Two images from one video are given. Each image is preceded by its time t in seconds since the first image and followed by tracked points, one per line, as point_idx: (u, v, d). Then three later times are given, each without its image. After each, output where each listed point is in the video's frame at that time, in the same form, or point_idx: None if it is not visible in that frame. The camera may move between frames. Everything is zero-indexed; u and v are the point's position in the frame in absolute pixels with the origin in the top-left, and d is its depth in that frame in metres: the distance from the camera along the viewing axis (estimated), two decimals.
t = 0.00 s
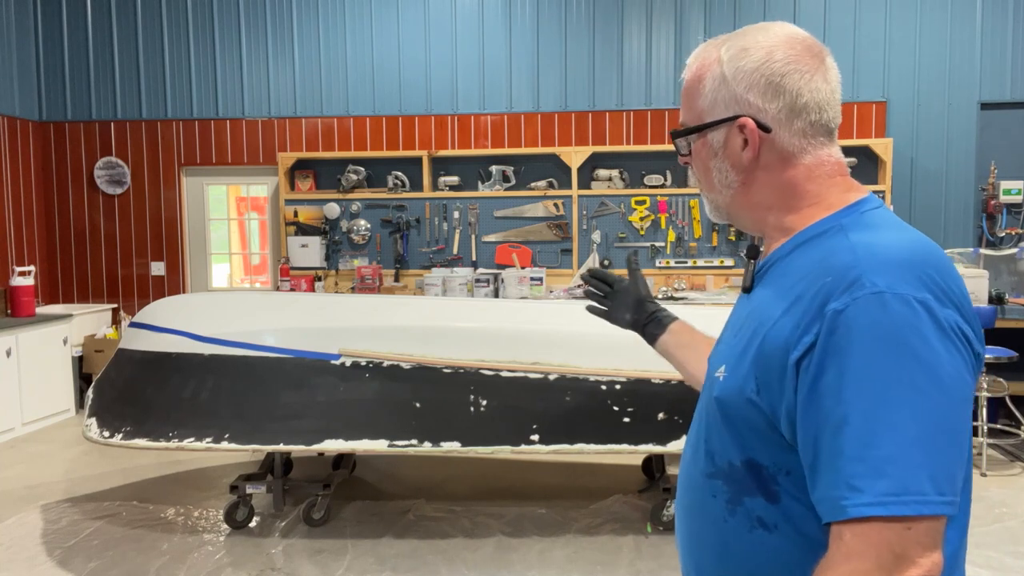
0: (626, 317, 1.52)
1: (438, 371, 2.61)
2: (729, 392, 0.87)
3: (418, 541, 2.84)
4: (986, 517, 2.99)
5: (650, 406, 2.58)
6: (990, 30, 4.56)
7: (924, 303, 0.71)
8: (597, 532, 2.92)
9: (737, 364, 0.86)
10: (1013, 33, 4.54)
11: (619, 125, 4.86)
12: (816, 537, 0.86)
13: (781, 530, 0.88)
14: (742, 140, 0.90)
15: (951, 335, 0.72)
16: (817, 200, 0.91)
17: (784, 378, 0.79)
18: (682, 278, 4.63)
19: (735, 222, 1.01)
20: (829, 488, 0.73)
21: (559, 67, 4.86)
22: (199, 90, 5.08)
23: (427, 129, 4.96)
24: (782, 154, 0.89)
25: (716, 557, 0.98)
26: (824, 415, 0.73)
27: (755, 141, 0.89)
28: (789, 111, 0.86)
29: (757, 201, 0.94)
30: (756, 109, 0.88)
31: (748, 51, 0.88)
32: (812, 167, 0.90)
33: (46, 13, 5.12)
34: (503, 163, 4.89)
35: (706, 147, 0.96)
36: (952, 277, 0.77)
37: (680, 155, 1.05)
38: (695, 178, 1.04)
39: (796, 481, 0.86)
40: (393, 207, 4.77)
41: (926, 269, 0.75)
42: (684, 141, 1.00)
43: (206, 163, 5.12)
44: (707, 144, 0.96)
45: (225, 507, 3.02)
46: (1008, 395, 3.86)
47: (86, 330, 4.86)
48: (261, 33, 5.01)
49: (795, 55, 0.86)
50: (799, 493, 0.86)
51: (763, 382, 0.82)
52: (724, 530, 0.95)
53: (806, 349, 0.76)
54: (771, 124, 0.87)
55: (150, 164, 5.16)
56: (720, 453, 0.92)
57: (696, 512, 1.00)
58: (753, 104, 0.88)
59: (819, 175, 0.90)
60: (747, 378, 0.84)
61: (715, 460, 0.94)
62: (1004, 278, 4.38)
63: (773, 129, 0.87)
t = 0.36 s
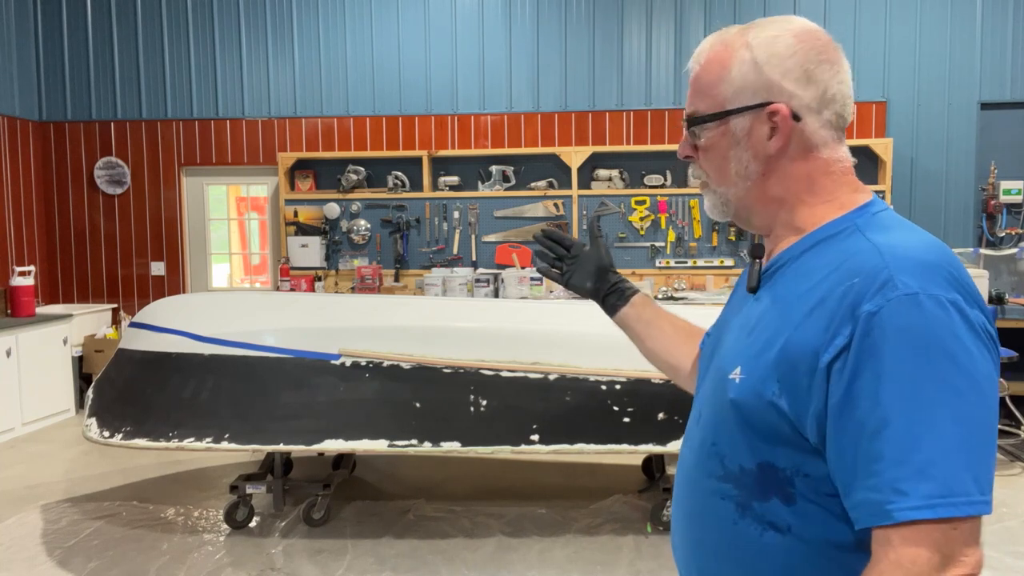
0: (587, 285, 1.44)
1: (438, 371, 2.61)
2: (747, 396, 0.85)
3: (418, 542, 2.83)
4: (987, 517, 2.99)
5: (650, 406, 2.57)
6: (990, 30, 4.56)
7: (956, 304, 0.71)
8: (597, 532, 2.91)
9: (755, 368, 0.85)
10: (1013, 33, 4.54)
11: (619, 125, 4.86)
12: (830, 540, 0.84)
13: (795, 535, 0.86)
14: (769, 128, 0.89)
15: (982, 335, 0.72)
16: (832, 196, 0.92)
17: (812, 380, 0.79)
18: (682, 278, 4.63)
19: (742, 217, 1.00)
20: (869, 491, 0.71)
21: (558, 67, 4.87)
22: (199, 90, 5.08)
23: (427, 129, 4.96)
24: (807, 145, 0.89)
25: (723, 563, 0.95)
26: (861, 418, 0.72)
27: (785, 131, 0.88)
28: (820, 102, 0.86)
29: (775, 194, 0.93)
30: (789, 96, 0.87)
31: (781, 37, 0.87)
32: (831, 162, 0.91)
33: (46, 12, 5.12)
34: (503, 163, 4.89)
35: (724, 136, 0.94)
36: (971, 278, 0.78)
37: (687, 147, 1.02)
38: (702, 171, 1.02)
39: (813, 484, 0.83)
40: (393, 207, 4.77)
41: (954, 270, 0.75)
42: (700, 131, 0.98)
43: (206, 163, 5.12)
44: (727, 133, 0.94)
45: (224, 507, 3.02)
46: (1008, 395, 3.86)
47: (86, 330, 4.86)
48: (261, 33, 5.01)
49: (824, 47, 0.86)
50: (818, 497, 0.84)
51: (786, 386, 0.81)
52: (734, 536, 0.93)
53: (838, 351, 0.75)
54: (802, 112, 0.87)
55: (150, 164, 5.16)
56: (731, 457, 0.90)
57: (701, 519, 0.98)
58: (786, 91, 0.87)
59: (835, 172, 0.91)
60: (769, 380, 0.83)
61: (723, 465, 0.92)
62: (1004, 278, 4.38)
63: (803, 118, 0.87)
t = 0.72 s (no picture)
0: (572, 297, 1.40)
1: (438, 371, 2.61)
2: (782, 394, 0.87)
3: (418, 541, 2.83)
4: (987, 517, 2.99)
5: (650, 406, 2.57)
6: (990, 30, 4.56)
7: (989, 294, 0.75)
8: (597, 532, 2.92)
9: (787, 365, 0.87)
10: (1014, 32, 4.53)
11: (619, 125, 4.86)
12: (860, 534, 0.84)
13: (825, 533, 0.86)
14: (838, 112, 0.98)
15: (1012, 324, 0.76)
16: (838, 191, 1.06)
17: (854, 374, 0.81)
18: (682, 278, 4.63)
19: (804, 207, 0.99)
20: (923, 480, 0.73)
21: (558, 67, 4.86)
22: (199, 90, 5.08)
23: (427, 129, 4.96)
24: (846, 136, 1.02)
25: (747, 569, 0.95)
26: (911, 407, 0.74)
27: (849, 120, 0.99)
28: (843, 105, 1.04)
29: (836, 178, 1.00)
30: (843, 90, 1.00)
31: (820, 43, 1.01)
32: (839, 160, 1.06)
33: (46, 12, 5.12)
34: (503, 163, 4.89)
35: (815, 118, 0.96)
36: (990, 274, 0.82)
37: (754, 133, 0.97)
38: (773, 156, 0.97)
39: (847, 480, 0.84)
40: (393, 207, 4.77)
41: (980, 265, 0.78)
42: (792, 110, 0.96)
43: (206, 163, 5.12)
44: (818, 115, 0.96)
45: (225, 507, 3.02)
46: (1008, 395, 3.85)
47: (86, 330, 4.86)
48: (261, 33, 5.01)
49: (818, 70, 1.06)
50: (850, 494, 0.84)
51: (825, 381, 0.83)
52: (760, 540, 0.93)
53: (882, 342, 0.78)
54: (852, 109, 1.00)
55: (150, 164, 5.16)
56: (759, 458, 0.91)
57: (723, 525, 0.98)
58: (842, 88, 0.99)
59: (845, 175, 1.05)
60: (806, 375, 0.84)
61: (749, 466, 0.93)
62: (1004, 278, 4.38)
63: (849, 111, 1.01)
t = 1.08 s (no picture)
0: (555, 306, 1.38)
1: (438, 371, 2.61)
2: (806, 393, 0.87)
3: (418, 541, 2.84)
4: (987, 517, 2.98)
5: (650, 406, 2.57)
6: (990, 30, 4.56)
7: (1002, 289, 0.77)
8: (597, 532, 2.92)
9: (809, 364, 0.87)
10: (1014, 32, 4.53)
11: (619, 125, 4.86)
12: (886, 528, 0.85)
13: (849, 531, 0.87)
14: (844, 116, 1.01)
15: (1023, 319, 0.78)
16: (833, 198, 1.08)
17: (879, 370, 0.81)
18: (682, 278, 4.63)
19: (811, 205, 0.99)
20: (955, 471, 0.73)
21: (558, 67, 4.86)
22: (199, 90, 5.08)
23: (427, 129, 4.96)
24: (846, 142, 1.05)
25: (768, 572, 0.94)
26: (938, 400, 0.75)
27: (853, 124, 1.01)
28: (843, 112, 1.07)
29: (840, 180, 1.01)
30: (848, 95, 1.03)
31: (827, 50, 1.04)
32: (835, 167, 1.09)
33: (46, 12, 5.12)
34: (503, 163, 4.89)
35: (825, 116, 0.97)
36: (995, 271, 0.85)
37: (770, 126, 0.97)
38: (788, 150, 0.97)
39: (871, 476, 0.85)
40: (393, 207, 4.77)
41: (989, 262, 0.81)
42: (807, 105, 0.97)
43: (206, 163, 5.12)
44: (829, 113, 0.98)
45: (225, 507, 3.02)
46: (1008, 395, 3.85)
47: (86, 330, 4.86)
48: (261, 32, 5.01)
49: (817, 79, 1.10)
50: (873, 490, 0.85)
51: (849, 378, 0.84)
52: (781, 541, 0.92)
53: (906, 338, 0.79)
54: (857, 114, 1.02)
55: (150, 164, 5.16)
56: (781, 458, 0.91)
57: (742, 527, 0.97)
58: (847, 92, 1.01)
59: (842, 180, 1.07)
60: (828, 373, 0.85)
61: (769, 467, 0.92)
62: (1004, 278, 4.38)
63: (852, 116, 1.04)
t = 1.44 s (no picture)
0: (545, 311, 1.36)
1: (438, 371, 2.61)
2: (822, 389, 0.87)
3: (418, 541, 2.83)
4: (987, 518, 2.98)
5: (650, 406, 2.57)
6: (990, 30, 4.56)
7: (1009, 280, 0.78)
8: (597, 532, 2.92)
9: (824, 360, 0.87)
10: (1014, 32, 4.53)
11: (619, 125, 4.86)
12: (906, 522, 0.85)
13: (870, 526, 0.87)
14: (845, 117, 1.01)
15: None
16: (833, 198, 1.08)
17: (895, 363, 0.81)
18: (682, 278, 4.63)
19: (817, 203, 0.99)
20: (974, 460, 0.73)
21: (558, 67, 4.86)
22: (199, 90, 5.08)
23: (427, 129, 4.96)
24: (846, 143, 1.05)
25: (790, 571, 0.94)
26: (955, 390, 0.75)
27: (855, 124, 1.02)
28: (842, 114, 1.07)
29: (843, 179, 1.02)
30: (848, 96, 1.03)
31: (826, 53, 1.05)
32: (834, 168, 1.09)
33: (46, 12, 5.12)
34: (503, 163, 4.89)
35: (828, 114, 0.98)
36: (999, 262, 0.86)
37: (778, 123, 0.97)
38: (793, 148, 0.97)
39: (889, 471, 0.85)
40: (393, 207, 4.77)
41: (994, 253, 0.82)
42: (812, 104, 0.97)
43: (206, 163, 5.12)
44: (833, 112, 0.98)
45: (224, 507, 3.02)
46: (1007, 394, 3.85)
47: (86, 330, 4.86)
48: (261, 32, 5.01)
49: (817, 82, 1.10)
50: (891, 484, 0.85)
51: (864, 372, 0.84)
52: (803, 539, 0.92)
53: (920, 330, 0.79)
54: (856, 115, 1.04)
55: (150, 164, 5.16)
56: (800, 455, 0.90)
57: (762, 527, 0.97)
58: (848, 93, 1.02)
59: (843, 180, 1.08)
60: (844, 368, 0.85)
61: (788, 465, 0.92)
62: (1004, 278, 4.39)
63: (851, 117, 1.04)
